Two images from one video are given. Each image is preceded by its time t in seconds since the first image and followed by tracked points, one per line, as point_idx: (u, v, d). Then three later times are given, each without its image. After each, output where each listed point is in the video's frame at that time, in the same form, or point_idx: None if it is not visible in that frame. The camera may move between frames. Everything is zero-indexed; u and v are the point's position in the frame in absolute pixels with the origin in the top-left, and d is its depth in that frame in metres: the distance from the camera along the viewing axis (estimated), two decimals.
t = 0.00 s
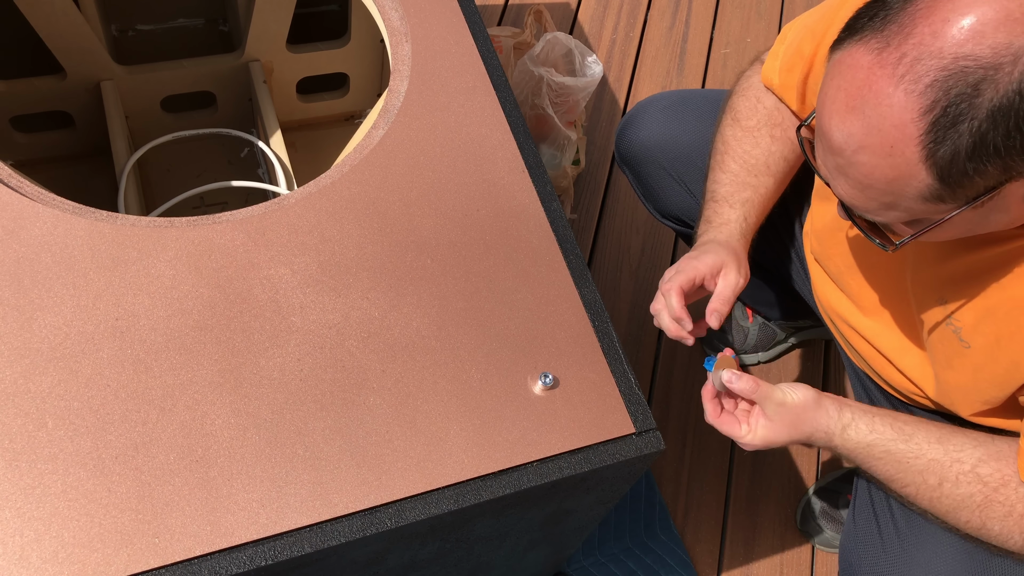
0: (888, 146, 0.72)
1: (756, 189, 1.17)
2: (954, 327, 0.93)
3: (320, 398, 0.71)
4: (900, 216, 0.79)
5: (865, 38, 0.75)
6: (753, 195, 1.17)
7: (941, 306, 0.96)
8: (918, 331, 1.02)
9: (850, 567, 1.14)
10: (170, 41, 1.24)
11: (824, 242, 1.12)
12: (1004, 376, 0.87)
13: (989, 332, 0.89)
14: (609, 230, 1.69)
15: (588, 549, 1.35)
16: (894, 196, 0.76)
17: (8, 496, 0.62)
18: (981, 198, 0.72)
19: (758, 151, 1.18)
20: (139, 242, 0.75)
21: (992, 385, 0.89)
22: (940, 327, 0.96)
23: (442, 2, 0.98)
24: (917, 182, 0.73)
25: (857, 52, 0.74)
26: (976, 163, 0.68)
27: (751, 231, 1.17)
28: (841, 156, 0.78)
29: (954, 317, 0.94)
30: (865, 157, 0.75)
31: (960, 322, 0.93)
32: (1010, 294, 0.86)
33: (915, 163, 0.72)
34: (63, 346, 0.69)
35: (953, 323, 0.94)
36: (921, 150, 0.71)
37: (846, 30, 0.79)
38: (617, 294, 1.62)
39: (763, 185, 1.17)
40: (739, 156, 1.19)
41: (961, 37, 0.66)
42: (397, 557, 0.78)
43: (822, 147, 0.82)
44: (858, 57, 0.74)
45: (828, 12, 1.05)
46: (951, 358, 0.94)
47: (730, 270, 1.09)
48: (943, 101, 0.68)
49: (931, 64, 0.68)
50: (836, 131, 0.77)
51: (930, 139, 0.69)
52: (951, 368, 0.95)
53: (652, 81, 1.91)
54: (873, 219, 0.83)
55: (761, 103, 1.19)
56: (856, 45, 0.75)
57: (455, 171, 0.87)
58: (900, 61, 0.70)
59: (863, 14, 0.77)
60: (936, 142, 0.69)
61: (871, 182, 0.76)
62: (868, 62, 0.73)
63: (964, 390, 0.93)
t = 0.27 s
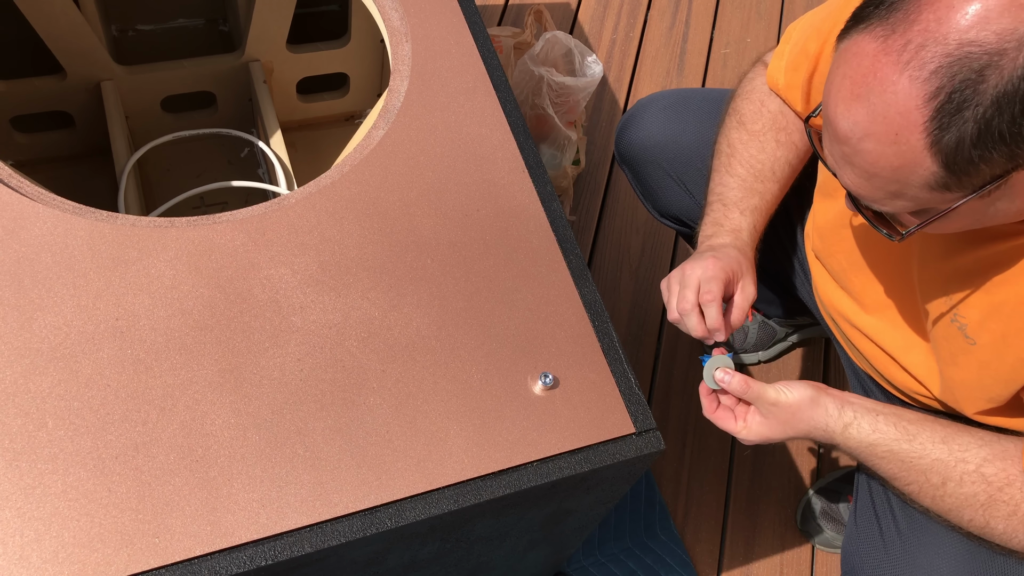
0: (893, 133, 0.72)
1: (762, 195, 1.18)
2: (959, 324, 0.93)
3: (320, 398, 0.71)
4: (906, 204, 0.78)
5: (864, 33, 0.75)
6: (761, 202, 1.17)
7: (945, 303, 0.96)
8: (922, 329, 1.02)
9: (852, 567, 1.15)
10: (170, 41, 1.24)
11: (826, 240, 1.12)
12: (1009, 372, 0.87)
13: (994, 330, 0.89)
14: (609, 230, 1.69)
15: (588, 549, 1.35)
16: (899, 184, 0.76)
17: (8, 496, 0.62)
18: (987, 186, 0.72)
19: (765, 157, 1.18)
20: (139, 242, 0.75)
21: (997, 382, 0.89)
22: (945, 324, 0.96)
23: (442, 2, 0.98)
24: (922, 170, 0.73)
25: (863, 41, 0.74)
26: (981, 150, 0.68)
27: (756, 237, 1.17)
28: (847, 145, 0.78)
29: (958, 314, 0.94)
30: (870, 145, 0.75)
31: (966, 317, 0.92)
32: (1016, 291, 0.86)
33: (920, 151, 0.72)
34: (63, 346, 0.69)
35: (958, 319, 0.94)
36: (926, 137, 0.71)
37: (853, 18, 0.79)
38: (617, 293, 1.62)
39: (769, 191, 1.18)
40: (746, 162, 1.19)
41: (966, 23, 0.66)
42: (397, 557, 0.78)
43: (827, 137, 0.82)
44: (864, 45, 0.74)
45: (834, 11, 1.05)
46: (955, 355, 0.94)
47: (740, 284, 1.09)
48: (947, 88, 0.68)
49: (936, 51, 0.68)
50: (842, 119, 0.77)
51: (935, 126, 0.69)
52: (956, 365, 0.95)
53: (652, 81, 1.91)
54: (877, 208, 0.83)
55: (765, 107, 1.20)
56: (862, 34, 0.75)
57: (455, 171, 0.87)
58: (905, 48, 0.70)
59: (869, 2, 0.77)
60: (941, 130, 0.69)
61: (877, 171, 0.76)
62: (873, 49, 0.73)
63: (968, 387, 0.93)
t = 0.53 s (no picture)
0: (899, 165, 0.73)
1: (761, 202, 1.18)
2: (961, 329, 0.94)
3: (320, 398, 0.71)
4: (915, 228, 0.78)
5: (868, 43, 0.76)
6: (756, 210, 1.17)
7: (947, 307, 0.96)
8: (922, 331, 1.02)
9: (852, 566, 1.15)
10: (170, 40, 1.24)
11: (827, 242, 1.12)
12: (1009, 375, 0.87)
13: (994, 333, 0.89)
14: (609, 230, 1.70)
15: (588, 549, 1.35)
16: (907, 212, 0.76)
17: (8, 496, 0.62)
18: (995, 210, 0.72)
19: (765, 163, 1.18)
20: (139, 242, 0.75)
21: (996, 384, 0.89)
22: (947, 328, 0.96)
23: (442, 2, 0.99)
24: (930, 200, 0.73)
25: (862, 71, 0.75)
26: (989, 179, 0.68)
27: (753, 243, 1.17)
28: (852, 175, 0.78)
29: (960, 318, 0.94)
30: (876, 176, 0.75)
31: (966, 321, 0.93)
32: (1017, 294, 0.87)
33: (927, 181, 0.72)
34: (63, 346, 0.69)
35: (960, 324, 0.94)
36: (933, 168, 0.71)
37: (851, 46, 0.78)
38: (617, 294, 1.62)
39: (766, 198, 1.18)
40: (746, 167, 1.19)
41: (967, 56, 0.67)
42: (397, 557, 0.78)
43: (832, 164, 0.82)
44: (863, 77, 0.74)
45: (834, 13, 1.04)
46: (955, 358, 0.95)
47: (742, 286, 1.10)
48: (952, 120, 0.68)
49: (939, 83, 0.69)
50: (846, 150, 0.77)
51: (941, 158, 0.70)
52: (955, 368, 0.95)
53: (652, 81, 1.91)
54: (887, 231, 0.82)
55: (766, 112, 1.19)
56: (861, 64, 0.75)
57: (455, 171, 0.87)
58: (907, 81, 0.71)
59: (867, 31, 0.77)
60: (947, 161, 0.69)
61: (884, 200, 0.76)
62: (873, 82, 0.74)
63: (968, 389, 0.94)
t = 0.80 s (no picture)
0: (919, 190, 0.72)
1: (762, 203, 1.17)
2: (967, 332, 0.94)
3: (320, 398, 0.71)
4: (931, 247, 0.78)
5: (881, 60, 0.77)
6: (760, 211, 1.17)
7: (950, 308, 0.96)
8: (922, 331, 1.02)
9: (852, 566, 1.15)
10: (171, 41, 1.24)
11: (828, 243, 1.11)
12: (1011, 376, 0.87)
13: (999, 333, 0.90)
14: (609, 231, 1.70)
15: (588, 549, 1.35)
16: (926, 234, 0.76)
17: (8, 496, 0.62)
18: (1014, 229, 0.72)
19: (767, 164, 1.18)
20: (139, 242, 0.75)
21: (998, 385, 0.89)
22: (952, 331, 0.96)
23: (441, 2, 0.98)
24: (950, 223, 0.73)
25: (877, 97, 0.75)
26: (1012, 201, 0.68)
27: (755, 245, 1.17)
28: (869, 199, 0.77)
29: (965, 321, 0.94)
30: (895, 201, 0.75)
31: (971, 325, 0.94)
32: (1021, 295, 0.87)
33: (948, 206, 0.72)
34: (63, 346, 0.69)
35: (965, 326, 0.94)
36: (954, 193, 0.71)
37: (862, 69, 0.79)
38: (618, 294, 1.62)
39: (768, 199, 1.18)
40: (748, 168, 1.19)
41: (985, 80, 0.67)
42: (397, 557, 0.78)
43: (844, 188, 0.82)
44: (879, 102, 0.75)
45: (835, 13, 1.04)
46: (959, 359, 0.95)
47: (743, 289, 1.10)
48: (974, 145, 0.68)
49: (957, 108, 0.69)
50: (862, 174, 0.76)
51: (963, 182, 0.69)
52: (958, 369, 0.95)
53: (652, 81, 1.91)
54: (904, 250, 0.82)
55: (769, 113, 1.19)
56: (875, 89, 0.75)
57: (455, 172, 0.87)
58: (925, 106, 0.71)
59: (878, 53, 0.78)
60: (969, 185, 0.69)
61: (903, 223, 0.76)
62: (890, 107, 0.74)
63: (970, 390, 0.94)
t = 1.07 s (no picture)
0: (934, 189, 0.72)
1: (750, 193, 1.17)
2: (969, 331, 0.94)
3: (320, 398, 0.71)
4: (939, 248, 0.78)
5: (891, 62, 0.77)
6: (748, 199, 1.17)
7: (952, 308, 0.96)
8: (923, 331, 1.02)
9: (852, 567, 1.15)
10: (171, 41, 1.24)
11: (829, 243, 1.12)
12: (1013, 375, 0.87)
13: (1002, 333, 0.90)
14: (609, 230, 1.70)
15: (588, 549, 1.35)
16: (939, 234, 0.76)
17: (8, 496, 0.62)
18: None
19: (758, 155, 1.18)
20: (139, 242, 0.75)
21: (1001, 385, 0.89)
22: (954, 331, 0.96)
23: (441, 2, 0.98)
24: (964, 222, 0.73)
25: (891, 95, 0.75)
26: None
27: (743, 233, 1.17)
28: (882, 199, 0.77)
29: (968, 320, 0.94)
30: (909, 200, 0.75)
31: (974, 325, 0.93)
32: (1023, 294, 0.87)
33: (963, 205, 0.72)
34: (63, 345, 0.69)
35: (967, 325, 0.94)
36: (970, 192, 0.70)
37: (874, 68, 0.79)
38: (618, 294, 1.62)
39: (758, 189, 1.17)
40: (738, 159, 1.19)
41: (1003, 78, 0.67)
42: (397, 557, 0.78)
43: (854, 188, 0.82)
44: (893, 101, 0.74)
45: (836, 12, 1.04)
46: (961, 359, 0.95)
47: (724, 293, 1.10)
48: (991, 144, 0.68)
49: (975, 107, 0.68)
50: (875, 173, 0.77)
51: (979, 181, 0.69)
52: (960, 368, 0.95)
53: (652, 81, 1.91)
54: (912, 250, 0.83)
55: (766, 106, 1.19)
56: (889, 87, 0.75)
57: (455, 172, 0.87)
58: (942, 105, 0.71)
59: (890, 52, 0.78)
60: (985, 185, 0.69)
61: (916, 223, 0.76)
62: (905, 106, 0.73)
63: (972, 389, 0.94)
